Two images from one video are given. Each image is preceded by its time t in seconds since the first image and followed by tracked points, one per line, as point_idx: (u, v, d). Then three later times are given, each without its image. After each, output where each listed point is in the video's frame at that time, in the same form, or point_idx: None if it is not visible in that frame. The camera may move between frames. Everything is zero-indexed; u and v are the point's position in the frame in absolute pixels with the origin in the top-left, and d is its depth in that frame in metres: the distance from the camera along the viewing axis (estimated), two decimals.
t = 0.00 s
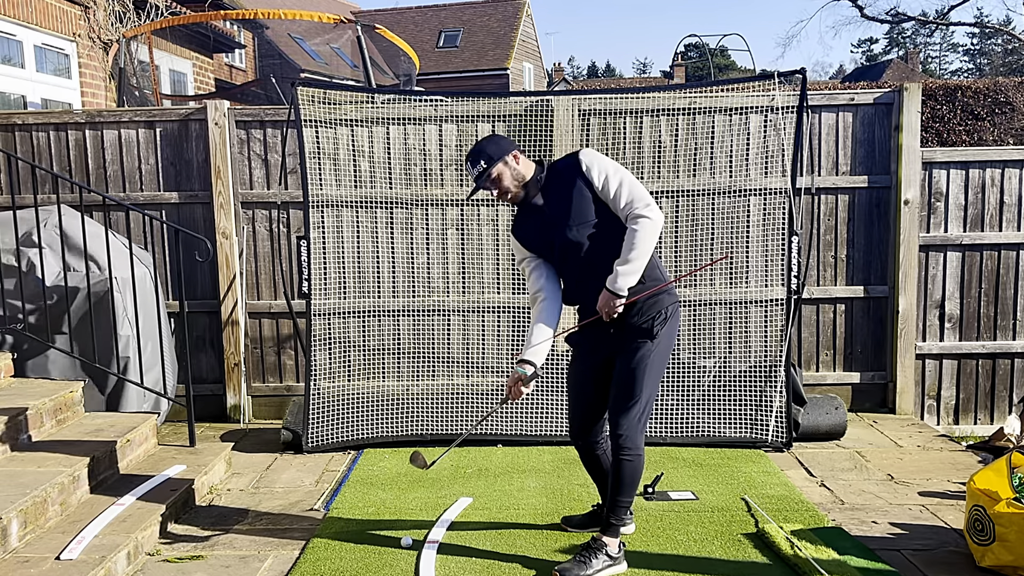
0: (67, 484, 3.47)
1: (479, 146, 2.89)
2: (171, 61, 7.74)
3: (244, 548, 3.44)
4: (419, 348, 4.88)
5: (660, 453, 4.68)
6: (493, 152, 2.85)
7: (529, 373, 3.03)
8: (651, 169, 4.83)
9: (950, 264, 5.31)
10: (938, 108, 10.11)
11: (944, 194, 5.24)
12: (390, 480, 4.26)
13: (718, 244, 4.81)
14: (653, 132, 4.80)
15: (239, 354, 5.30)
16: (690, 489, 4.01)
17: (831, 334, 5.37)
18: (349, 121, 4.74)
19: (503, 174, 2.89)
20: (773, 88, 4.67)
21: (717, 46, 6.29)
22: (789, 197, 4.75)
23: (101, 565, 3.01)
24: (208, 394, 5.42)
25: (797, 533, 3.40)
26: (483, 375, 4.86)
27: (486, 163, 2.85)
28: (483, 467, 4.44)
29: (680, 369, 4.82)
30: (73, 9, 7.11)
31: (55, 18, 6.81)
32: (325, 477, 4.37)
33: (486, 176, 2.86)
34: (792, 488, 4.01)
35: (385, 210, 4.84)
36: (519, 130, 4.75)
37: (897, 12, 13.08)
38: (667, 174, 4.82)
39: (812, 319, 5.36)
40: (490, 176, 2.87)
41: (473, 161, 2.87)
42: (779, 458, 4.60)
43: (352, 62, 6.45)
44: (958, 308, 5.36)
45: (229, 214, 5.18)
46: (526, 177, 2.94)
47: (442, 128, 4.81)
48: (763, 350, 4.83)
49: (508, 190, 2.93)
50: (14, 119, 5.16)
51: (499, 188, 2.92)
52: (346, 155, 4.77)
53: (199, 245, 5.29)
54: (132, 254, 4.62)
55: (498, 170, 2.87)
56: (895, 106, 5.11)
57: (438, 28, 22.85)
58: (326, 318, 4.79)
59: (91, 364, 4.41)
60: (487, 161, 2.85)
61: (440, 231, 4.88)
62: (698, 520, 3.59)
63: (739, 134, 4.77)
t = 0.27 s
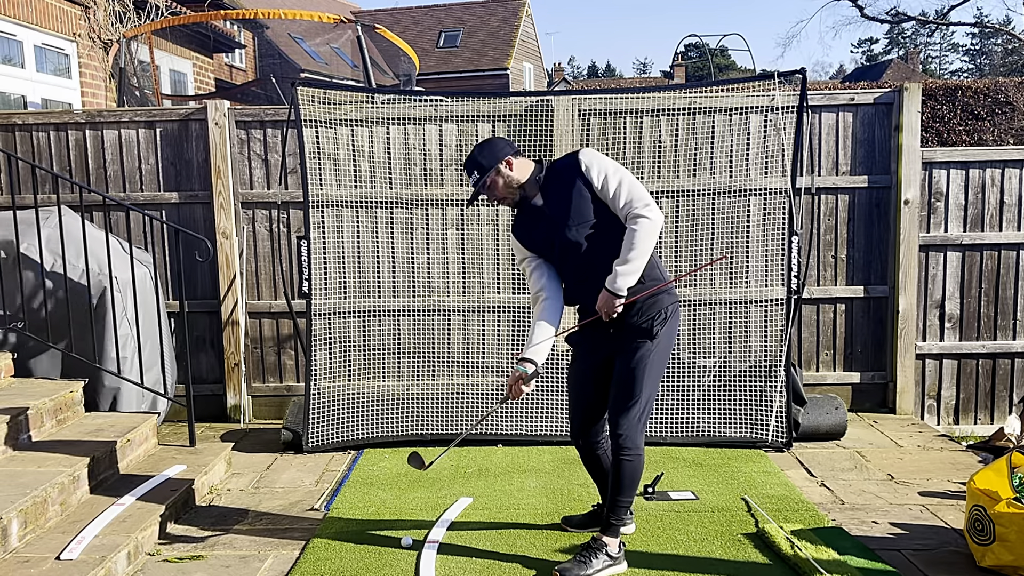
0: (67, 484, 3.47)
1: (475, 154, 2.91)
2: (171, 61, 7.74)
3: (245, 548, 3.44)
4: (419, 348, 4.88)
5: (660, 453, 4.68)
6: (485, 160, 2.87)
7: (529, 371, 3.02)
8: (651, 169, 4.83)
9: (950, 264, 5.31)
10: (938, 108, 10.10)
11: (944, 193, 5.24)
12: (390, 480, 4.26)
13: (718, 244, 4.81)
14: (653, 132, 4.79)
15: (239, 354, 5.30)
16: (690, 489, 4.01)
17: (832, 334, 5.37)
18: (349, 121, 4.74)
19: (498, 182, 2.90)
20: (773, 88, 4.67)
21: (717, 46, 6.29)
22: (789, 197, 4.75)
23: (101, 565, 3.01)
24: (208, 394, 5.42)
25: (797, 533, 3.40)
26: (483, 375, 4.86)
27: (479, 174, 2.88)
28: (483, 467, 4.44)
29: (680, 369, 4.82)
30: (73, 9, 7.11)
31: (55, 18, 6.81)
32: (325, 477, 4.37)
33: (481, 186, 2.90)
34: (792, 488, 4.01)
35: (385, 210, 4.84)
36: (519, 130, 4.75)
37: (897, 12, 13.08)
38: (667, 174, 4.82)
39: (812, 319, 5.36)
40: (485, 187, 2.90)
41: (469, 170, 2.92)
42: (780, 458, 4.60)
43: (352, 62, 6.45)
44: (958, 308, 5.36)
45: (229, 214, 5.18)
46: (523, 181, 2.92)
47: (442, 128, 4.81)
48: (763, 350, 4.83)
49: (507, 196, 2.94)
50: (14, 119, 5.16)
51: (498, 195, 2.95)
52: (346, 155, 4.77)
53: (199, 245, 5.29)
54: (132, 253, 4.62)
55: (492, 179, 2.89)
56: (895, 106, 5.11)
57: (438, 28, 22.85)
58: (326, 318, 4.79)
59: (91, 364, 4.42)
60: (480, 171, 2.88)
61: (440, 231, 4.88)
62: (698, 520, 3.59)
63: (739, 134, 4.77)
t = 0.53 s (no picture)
0: (67, 484, 3.47)
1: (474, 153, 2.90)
2: (171, 61, 7.74)
3: (245, 548, 3.44)
4: (419, 348, 4.88)
5: (660, 452, 4.68)
6: (486, 158, 2.85)
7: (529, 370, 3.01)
8: (651, 169, 4.83)
9: (950, 264, 5.31)
10: (938, 108, 10.10)
11: (944, 193, 5.24)
12: (390, 480, 4.26)
13: (718, 244, 4.81)
14: (653, 132, 4.79)
15: (239, 354, 5.30)
16: (690, 489, 4.01)
17: (832, 334, 5.37)
18: (349, 121, 4.74)
19: (499, 180, 2.89)
20: (773, 88, 4.67)
21: (717, 46, 6.29)
22: (789, 197, 4.75)
23: (101, 565, 3.01)
24: (208, 394, 5.42)
25: (797, 533, 3.40)
26: (483, 375, 4.86)
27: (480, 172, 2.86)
28: (483, 467, 4.44)
29: (680, 369, 4.82)
30: (73, 9, 7.11)
31: (55, 17, 6.81)
32: (325, 477, 4.37)
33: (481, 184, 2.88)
34: (792, 488, 4.01)
35: (385, 210, 4.84)
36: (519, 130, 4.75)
37: (897, 12, 13.08)
38: (667, 174, 4.82)
39: (812, 319, 5.36)
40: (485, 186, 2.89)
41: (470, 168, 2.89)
42: (780, 458, 4.60)
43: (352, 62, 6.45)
44: (958, 308, 5.36)
45: (229, 214, 5.18)
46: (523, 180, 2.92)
47: (442, 128, 4.81)
48: (763, 350, 4.83)
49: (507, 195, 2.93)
50: (14, 119, 5.16)
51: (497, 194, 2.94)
52: (346, 155, 4.77)
53: (199, 245, 5.29)
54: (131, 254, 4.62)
55: (493, 177, 2.87)
56: (895, 106, 5.11)
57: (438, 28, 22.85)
58: (326, 318, 4.79)
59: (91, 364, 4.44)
60: (480, 170, 2.86)
61: (440, 231, 4.88)
62: (698, 520, 3.59)
63: (739, 134, 4.77)
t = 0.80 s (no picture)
0: (67, 484, 3.48)
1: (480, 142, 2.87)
2: (171, 61, 7.74)
3: (244, 548, 3.44)
4: (419, 349, 4.88)
5: (660, 452, 4.68)
6: (499, 144, 2.86)
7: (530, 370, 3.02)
8: (651, 169, 4.83)
9: (950, 264, 5.31)
10: (938, 108, 10.11)
11: (944, 193, 5.24)
12: (390, 480, 4.26)
13: (718, 244, 4.81)
14: (653, 131, 4.79)
15: (239, 354, 5.30)
16: (690, 489, 4.01)
17: (831, 334, 5.37)
18: (349, 121, 4.74)
19: (508, 168, 2.88)
20: (773, 88, 4.67)
21: (716, 46, 6.29)
22: (789, 197, 4.75)
23: (101, 565, 3.01)
24: (208, 394, 5.42)
25: (797, 533, 3.40)
26: (483, 375, 4.87)
27: (492, 155, 2.84)
28: (483, 467, 4.44)
29: (680, 369, 4.82)
30: (73, 9, 7.11)
31: (55, 17, 6.81)
32: (325, 477, 4.37)
33: (491, 169, 2.85)
34: (792, 488, 4.01)
35: (385, 210, 4.84)
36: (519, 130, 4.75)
37: (897, 12, 13.08)
38: (667, 174, 4.82)
39: (812, 319, 5.35)
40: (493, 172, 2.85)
41: (479, 153, 2.85)
42: (779, 458, 4.60)
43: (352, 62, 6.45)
44: (958, 308, 5.36)
45: (229, 214, 5.18)
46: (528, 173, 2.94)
47: (442, 128, 4.81)
48: (762, 350, 4.83)
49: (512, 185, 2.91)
50: (14, 119, 5.16)
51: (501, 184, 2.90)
52: (346, 155, 4.77)
53: (199, 245, 5.29)
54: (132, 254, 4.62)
55: (503, 163, 2.86)
56: (895, 106, 5.11)
57: (438, 28, 22.85)
58: (327, 318, 4.79)
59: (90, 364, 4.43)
60: (494, 154, 2.85)
61: (440, 231, 4.88)
62: (698, 520, 3.59)
63: (739, 134, 4.77)
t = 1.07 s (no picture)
0: (67, 484, 3.48)
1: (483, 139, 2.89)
2: (172, 62, 7.74)
3: (244, 548, 3.44)
4: (419, 349, 4.88)
5: (660, 452, 4.68)
6: (505, 140, 2.87)
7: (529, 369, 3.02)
8: (651, 169, 4.83)
9: (950, 264, 5.31)
10: (938, 108, 10.11)
11: (944, 193, 5.24)
12: (390, 480, 4.26)
13: (718, 244, 4.81)
14: (652, 131, 4.80)
15: (239, 354, 5.30)
16: (690, 489, 4.01)
17: (831, 334, 5.37)
18: (349, 121, 4.74)
19: (514, 162, 2.88)
20: (773, 88, 4.66)
21: (716, 47, 6.29)
22: (789, 197, 4.75)
23: (101, 566, 3.01)
24: (208, 394, 5.42)
25: (797, 533, 3.40)
26: (483, 375, 4.87)
27: (498, 148, 2.85)
28: (483, 467, 4.44)
29: (680, 370, 4.82)
30: (73, 9, 7.11)
31: (55, 18, 6.81)
32: (325, 477, 4.37)
33: (496, 162, 2.85)
34: (792, 488, 4.01)
35: (385, 210, 4.84)
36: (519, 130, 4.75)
37: (897, 12, 13.09)
38: (667, 174, 4.82)
39: (812, 319, 5.36)
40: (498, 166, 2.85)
41: (486, 146, 2.86)
42: (779, 458, 4.60)
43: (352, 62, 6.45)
44: (958, 308, 5.36)
45: (229, 214, 5.18)
46: (534, 170, 2.94)
47: (442, 128, 4.81)
48: (762, 351, 4.83)
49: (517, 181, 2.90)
50: (14, 119, 5.16)
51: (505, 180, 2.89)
52: (346, 155, 4.77)
53: (199, 245, 5.29)
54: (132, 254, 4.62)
55: (509, 157, 2.87)
56: (895, 106, 5.11)
57: (438, 28, 22.86)
58: (327, 318, 4.79)
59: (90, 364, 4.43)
60: (500, 147, 2.85)
61: (440, 231, 4.88)
62: (698, 520, 3.59)
63: (739, 134, 4.77)
